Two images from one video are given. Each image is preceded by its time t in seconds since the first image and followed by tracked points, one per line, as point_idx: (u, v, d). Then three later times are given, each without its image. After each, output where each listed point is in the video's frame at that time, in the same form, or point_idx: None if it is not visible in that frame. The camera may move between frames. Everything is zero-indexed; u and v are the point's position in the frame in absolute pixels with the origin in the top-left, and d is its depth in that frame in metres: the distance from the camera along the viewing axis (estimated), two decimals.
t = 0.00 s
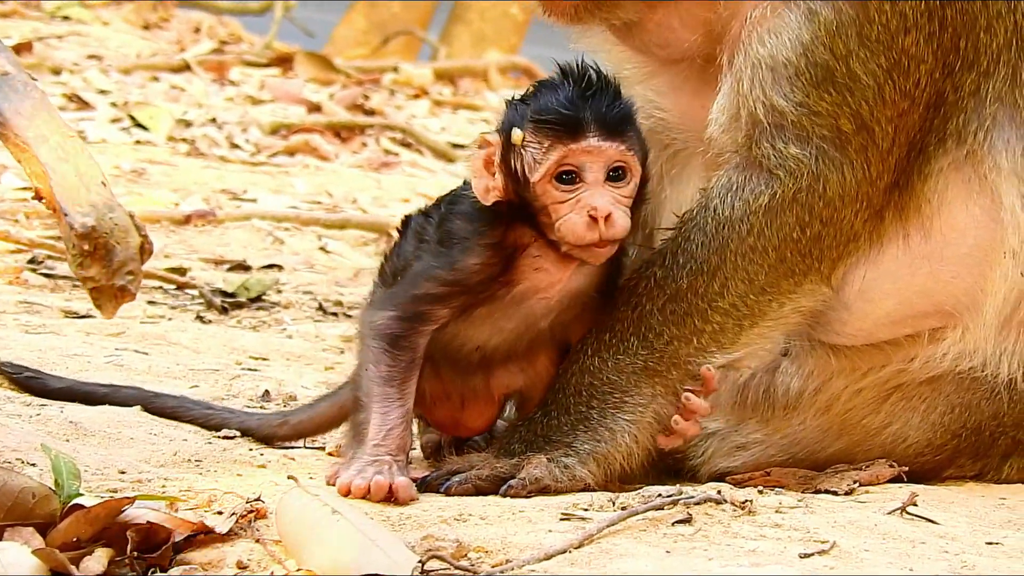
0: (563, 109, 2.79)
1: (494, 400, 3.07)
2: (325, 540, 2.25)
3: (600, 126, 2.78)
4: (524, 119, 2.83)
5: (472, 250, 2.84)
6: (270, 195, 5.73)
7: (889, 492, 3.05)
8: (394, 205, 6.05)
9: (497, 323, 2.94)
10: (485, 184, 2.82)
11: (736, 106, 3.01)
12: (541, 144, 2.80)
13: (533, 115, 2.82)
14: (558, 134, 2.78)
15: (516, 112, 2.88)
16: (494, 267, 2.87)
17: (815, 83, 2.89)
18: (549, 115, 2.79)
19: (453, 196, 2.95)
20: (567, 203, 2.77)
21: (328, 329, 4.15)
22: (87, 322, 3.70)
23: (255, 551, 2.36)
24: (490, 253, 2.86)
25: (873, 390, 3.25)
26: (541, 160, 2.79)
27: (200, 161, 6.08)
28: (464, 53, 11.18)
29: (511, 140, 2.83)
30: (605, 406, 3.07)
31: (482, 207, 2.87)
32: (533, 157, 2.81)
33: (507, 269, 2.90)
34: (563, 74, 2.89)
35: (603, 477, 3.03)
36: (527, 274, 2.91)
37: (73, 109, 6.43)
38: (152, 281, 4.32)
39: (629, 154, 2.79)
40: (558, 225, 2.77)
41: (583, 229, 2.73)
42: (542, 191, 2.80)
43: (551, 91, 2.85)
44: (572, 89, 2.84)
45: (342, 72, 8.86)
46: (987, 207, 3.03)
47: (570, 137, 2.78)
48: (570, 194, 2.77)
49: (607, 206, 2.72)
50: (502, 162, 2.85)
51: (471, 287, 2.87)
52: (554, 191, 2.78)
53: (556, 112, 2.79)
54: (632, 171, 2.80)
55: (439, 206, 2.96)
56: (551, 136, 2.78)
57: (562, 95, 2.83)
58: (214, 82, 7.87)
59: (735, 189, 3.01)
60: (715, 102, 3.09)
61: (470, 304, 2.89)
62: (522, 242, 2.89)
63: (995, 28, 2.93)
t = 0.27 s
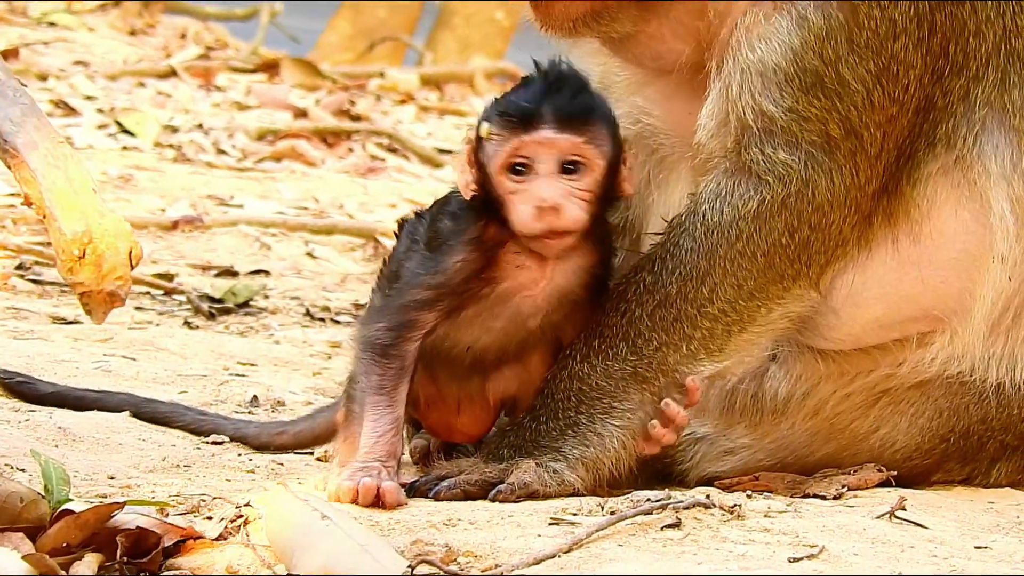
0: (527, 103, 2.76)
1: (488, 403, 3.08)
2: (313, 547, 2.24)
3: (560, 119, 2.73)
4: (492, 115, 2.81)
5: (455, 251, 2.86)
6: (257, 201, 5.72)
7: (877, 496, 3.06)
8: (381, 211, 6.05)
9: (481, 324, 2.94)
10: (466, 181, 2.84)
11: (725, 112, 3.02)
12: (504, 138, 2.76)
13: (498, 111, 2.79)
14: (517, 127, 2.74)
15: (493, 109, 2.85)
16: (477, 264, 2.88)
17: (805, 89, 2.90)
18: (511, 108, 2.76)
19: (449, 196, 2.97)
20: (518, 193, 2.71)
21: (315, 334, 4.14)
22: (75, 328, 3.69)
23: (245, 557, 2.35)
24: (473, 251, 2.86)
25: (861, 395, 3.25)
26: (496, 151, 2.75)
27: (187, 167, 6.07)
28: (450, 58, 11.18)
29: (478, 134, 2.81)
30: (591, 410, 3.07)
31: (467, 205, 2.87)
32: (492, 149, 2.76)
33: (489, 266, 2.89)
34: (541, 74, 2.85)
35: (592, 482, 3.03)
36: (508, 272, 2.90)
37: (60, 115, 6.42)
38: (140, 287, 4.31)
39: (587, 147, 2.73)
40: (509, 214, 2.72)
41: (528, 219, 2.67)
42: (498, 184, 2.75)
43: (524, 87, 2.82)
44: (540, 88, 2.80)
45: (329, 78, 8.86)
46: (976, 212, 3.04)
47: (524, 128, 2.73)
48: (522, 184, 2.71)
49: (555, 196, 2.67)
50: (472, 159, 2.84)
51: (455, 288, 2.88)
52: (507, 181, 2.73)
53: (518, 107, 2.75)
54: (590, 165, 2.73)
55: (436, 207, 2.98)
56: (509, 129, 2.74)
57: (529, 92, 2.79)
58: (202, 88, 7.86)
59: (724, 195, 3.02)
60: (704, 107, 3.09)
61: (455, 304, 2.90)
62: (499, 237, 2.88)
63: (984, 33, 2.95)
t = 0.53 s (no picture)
0: (471, 89, 2.95)
1: (480, 406, 3.11)
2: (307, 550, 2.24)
3: (491, 102, 2.91)
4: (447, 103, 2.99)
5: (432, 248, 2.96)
6: (249, 207, 5.73)
7: (871, 500, 3.06)
8: (373, 217, 6.05)
9: (462, 321, 2.99)
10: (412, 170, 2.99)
11: (719, 117, 3.03)
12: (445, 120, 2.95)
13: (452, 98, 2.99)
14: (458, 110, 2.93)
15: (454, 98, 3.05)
16: (451, 257, 2.96)
17: (798, 94, 2.91)
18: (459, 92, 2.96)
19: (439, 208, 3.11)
20: (445, 171, 2.85)
21: (309, 340, 4.14)
22: (70, 334, 3.69)
23: (239, 562, 2.35)
24: (447, 244, 2.96)
25: (855, 398, 3.25)
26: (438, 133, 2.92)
27: (180, 173, 6.07)
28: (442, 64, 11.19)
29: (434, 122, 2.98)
30: (583, 414, 3.07)
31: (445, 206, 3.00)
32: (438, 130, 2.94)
33: (462, 258, 2.97)
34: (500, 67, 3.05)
35: (586, 487, 3.03)
36: (483, 264, 2.98)
37: (52, 121, 6.42)
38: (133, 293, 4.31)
39: (512, 131, 2.90)
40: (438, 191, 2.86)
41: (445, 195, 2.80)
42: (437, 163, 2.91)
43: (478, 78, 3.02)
44: (491, 77, 2.99)
45: (322, 85, 8.87)
46: (969, 217, 3.06)
47: (460, 110, 2.91)
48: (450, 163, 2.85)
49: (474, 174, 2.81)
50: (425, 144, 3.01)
51: (434, 283, 2.95)
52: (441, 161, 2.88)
53: (463, 92, 2.96)
54: (516, 148, 2.89)
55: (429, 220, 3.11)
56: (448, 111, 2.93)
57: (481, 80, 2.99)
58: (194, 95, 7.86)
59: (718, 200, 3.01)
60: (698, 113, 3.10)
61: (436, 301, 2.96)
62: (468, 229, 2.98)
63: (976, 39, 2.97)
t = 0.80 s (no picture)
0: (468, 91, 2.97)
1: (476, 409, 3.12)
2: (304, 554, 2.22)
3: (487, 104, 2.92)
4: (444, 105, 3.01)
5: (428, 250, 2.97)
6: (245, 211, 5.73)
7: (867, 503, 3.06)
8: (369, 220, 6.05)
9: (458, 324, 3.00)
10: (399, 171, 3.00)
11: (714, 120, 3.03)
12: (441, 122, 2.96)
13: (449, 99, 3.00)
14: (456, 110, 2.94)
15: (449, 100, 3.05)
16: (445, 259, 2.97)
17: (794, 97, 2.92)
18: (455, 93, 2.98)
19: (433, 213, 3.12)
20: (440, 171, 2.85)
21: (304, 343, 4.14)
22: (65, 338, 3.69)
23: (236, 564, 2.32)
24: (441, 246, 2.97)
25: (851, 401, 3.26)
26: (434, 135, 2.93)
27: (175, 177, 6.07)
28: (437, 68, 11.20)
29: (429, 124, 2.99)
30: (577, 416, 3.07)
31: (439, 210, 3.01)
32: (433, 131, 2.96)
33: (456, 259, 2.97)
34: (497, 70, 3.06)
35: (582, 490, 3.03)
36: (479, 266, 2.98)
37: (47, 125, 6.41)
38: (129, 297, 4.30)
39: (507, 132, 2.91)
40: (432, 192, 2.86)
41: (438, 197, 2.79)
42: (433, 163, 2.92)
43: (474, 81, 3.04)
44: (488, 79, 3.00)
45: (318, 89, 8.87)
46: (964, 220, 3.06)
47: (455, 111, 2.92)
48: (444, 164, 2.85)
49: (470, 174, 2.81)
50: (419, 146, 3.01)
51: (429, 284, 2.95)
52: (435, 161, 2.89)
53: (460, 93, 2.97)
54: (511, 149, 2.90)
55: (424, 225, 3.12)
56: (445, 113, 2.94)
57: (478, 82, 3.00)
58: (190, 99, 7.86)
59: (713, 203, 3.01)
60: (693, 116, 3.10)
61: (431, 302, 2.96)
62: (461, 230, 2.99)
63: (971, 41, 2.98)
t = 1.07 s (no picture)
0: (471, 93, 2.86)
1: (466, 410, 3.10)
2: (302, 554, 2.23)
3: (497, 111, 2.82)
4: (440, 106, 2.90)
5: (411, 251, 2.93)
6: (243, 213, 5.73)
7: (865, 505, 3.07)
8: (367, 222, 6.06)
9: (445, 328, 2.96)
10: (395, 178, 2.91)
11: (712, 121, 3.03)
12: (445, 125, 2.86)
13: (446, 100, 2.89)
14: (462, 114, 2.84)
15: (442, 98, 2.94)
16: (429, 261, 2.93)
17: (791, 98, 2.92)
18: (458, 96, 2.85)
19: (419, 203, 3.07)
20: (452, 180, 2.80)
21: (302, 345, 4.14)
22: (64, 339, 3.69)
23: (234, 564, 2.33)
24: (426, 248, 2.93)
25: (849, 403, 3.27)
26: (436, 140, 2.84)
27: (173, 179, 6.07)
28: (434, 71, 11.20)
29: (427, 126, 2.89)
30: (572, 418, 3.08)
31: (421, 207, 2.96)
32: (437, 136, 2.85)
33: (442, 262, 2.94)
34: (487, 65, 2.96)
35: (580, 491, 3.04)
36: (464, 270, 2.94)
37: (45, 127, 6.41)
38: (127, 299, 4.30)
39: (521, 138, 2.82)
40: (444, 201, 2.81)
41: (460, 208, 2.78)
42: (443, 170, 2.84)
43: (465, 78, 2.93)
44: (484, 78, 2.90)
45: (315, 92, 8.87)
46: (962, 221, 3.07)
47: (466, 117, 2.81)
48: (455, 172, 2.80)
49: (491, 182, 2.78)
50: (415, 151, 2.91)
51: (414, 286, 2.93)
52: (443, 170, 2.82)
53: (459, 96, 2.86)
54: (525, 157, 2.82)
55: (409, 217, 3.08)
56: (448, 118, 2.83)
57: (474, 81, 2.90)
58: (187, 101, 7.86)
59: (712, 204, 3.01)
60: (691, 117, 3.10)
61: (414, 302, 2.94)
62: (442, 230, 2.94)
63: (969, 42, 2.99)
